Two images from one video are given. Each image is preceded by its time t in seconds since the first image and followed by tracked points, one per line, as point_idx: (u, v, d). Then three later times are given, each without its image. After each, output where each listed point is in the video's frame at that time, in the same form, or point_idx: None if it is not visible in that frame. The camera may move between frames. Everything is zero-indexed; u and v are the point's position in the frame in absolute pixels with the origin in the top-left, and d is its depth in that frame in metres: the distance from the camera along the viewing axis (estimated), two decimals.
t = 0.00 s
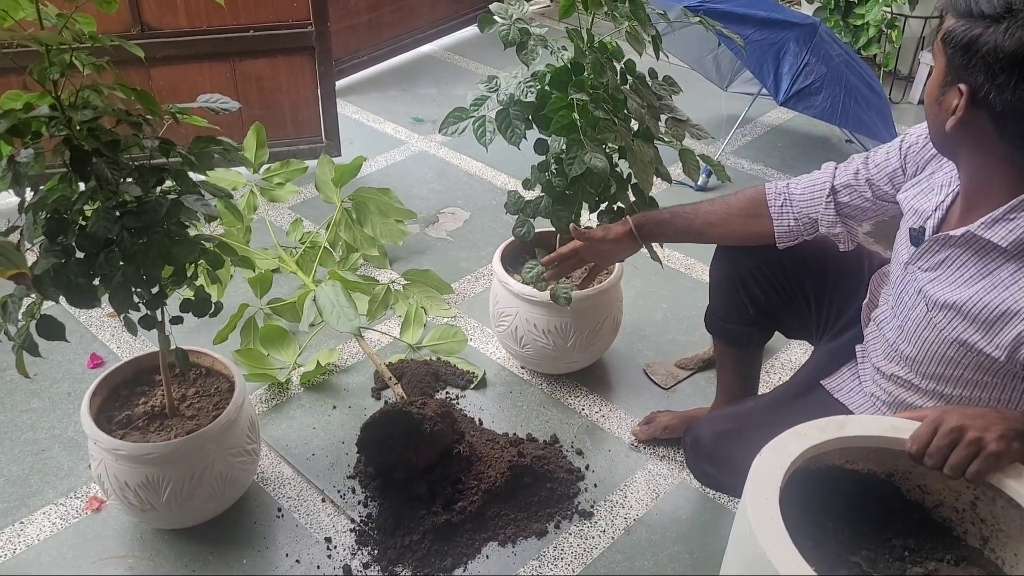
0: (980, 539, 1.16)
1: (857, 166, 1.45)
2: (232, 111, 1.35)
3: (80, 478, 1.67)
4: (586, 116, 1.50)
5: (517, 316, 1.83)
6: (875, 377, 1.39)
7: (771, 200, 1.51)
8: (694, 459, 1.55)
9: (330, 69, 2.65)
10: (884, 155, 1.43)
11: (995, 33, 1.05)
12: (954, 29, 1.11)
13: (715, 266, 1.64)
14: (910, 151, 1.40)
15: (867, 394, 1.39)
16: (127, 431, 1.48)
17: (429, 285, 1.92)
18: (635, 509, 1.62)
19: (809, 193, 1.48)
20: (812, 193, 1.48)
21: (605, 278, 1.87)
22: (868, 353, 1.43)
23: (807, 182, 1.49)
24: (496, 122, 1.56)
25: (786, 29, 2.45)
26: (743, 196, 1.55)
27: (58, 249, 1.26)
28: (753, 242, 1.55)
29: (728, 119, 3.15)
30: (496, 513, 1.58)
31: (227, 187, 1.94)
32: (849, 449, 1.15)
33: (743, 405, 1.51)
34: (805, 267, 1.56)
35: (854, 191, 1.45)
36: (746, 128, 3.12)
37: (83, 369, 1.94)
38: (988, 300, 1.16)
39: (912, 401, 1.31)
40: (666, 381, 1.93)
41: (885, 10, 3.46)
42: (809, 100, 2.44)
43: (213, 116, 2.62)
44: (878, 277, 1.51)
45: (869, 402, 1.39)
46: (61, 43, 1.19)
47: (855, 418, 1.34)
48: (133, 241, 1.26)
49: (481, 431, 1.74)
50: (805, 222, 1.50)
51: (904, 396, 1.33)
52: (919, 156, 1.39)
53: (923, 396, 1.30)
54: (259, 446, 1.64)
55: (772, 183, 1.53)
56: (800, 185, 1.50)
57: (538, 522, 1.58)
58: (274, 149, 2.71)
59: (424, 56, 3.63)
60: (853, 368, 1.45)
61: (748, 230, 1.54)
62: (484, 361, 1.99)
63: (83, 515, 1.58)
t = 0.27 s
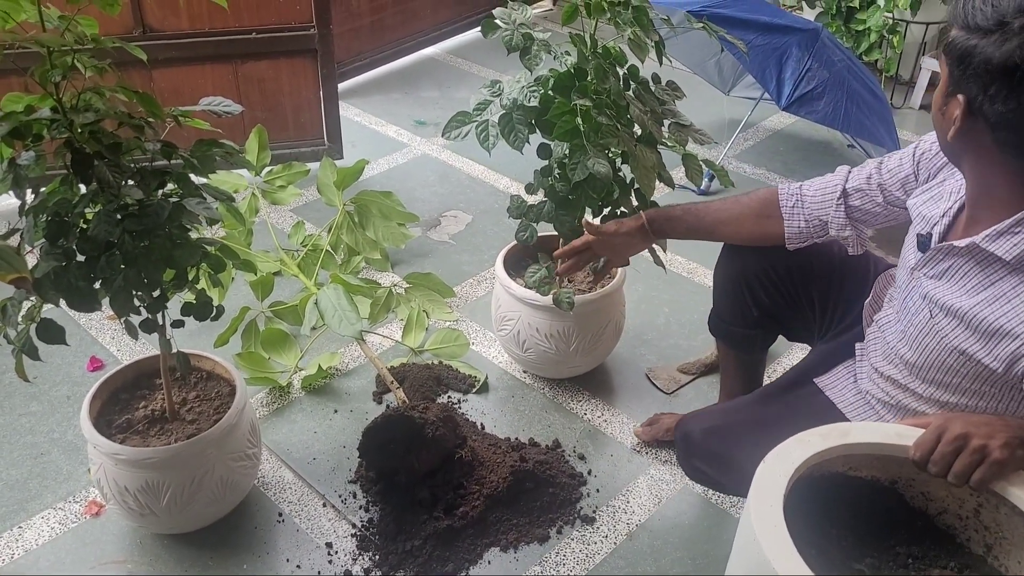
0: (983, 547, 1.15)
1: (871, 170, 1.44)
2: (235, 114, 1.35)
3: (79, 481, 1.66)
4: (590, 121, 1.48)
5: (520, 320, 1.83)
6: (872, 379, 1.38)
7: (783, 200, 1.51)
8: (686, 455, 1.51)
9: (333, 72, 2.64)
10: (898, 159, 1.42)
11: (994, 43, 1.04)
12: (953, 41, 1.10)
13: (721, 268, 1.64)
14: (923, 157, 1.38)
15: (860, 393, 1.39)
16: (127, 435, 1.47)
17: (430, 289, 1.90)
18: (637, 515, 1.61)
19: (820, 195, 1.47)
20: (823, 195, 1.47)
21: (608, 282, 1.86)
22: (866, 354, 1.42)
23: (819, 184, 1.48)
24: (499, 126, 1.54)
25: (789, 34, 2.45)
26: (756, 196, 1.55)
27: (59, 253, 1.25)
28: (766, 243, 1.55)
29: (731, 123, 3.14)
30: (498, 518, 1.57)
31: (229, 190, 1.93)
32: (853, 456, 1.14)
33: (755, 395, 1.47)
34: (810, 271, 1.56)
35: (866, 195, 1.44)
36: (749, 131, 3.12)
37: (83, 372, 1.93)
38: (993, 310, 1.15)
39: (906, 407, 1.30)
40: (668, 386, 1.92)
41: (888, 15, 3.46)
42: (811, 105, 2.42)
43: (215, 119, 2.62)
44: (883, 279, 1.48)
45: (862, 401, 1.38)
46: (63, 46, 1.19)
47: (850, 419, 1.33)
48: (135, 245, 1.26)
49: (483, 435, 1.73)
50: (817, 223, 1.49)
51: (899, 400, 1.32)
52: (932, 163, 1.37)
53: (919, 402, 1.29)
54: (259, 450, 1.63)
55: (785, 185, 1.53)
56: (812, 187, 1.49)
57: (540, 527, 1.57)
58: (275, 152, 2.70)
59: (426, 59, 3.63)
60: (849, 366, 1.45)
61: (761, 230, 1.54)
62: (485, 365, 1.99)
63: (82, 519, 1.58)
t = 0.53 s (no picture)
0: (991, 553, 1.15)
1: (876, 173, 1.45)
2: (243, 114, 1.35)
3: (85, 479, 1.66)
4: (596, 123, 1.48)
5: (525, 322, 1.83)
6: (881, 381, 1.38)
7: (788, 205, 1.51)
8: (690, 456, 1.51)
9: (340, 72, 2.65)
10: (902, 163, 1.44)
11: None
12: (1008, 61, 1.06)
13: (727, 273, 1.64)
14: (929, 160, 1.42)
15: (869, 396, 1.38)
16: (133, 433, 1.47)
17: (434, 289, 1.91)
18: (641, 518, 1.61)
19: (824, 200, 1.48)
20: (828, 199, 1.48)
21: (613, 284, 1.86)
22: (876, 359, 1.42)
23: (823, 189, 1.49)
24: (505, 127, 1.55)
25: (797, 37, 2.45)
26: (760, 201, 1.55)
27: (66, 251, 1.26)
28: (769, 249, 1.55)
29: (737, 125, 3.14)
30: (501, 520, 1.57)
31: (235, 189, 1.93)
32: (858, 462, 1.15)
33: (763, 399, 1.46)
34: (816, 277, 1.56)
35: (871, 198, 1.46)
36: (755, 134, 3.12)
37: (89, 370, 1.94)
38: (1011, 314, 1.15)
39: (917, 410, 1.31)
40: (673, 389, 1.92)
41: (896, 18, 3.46)
42: (819, 108, 2.41)
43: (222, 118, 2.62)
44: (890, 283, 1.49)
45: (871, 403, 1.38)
46: (72, 44, 1.19)
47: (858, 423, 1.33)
48: (142, 244, 1.26)
49: (488, 437, 1.73)
50: (823, 228, 1.49)
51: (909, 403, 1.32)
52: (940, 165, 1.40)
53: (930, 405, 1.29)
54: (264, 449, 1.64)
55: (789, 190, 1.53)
56: (816, 193, 1.50)
57: (544, 529, 1.57)
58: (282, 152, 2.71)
59: (433, 60, 3.63)
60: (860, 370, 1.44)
61: (765, 236, 1.54)
62: (490, 366, 1.99)
63: (87, 517, 1.58)
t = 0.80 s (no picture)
0: (994, 557, 1.14)
1: (876, 176, 1.45)
2: (250, 110, 1.35)
3: (89, 472, 1.67)
4: (603, 122, 1.49)
5: (529, 321, 1.83)
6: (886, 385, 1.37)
7: (789, 207, 1.49)
8: (698, 462, 1.52)
9: (346, 69, 2.65)
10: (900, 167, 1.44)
11: None
12: (1021, 64, 1.06)
13: (730, 277, 1.64)
14: (929, 166, 1.41)
15: (872, 401, 1.38)
16: (137, 427, 1.48)
17: (439, 287, 1.91)
18: (643, 517, 1.61)
19: (824, 202, 1.47)
20: (828, 202, 1.47)
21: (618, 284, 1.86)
22: (882, 365, 1.41)
23: (823, 192, 1.48)
24: (512, 125, 1.54)
25: (805, 37, 2.45)
26: (761, 203, 1.54)
27: (73, 244, 1.26)
28: (769, 252, 1.54)
29: (744, 126, 3.14)
30: (504, 518, 1.57)
31: (241, 185, 1.93)
32: (863, 463, 1.14)
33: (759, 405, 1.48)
34: (819, 281, 1.55)
35: (871, 201, 1.45)
36: (761, 135, 3.11)
37: (94, 363, 1.94)
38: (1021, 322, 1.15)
39: (924, 416, 1.30)
40: (676, 389, 1.92)
41: (903, 20, 3.45)
42: (825, 110, 2.41)
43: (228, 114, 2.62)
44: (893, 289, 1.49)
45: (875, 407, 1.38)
46: (81, 38, 1.19)
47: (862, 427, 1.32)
48: (149, 237, 1.26)
49: (491, 435, 1.73)
50: (821, 230, 1.48)
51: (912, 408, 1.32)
52: (941, 168, 1.39)
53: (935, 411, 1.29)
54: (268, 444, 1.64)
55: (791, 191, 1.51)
56: (816, 195, 1.48)
57: (546, 527, 1.57)
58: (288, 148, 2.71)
59: (439, 58, 3.63)
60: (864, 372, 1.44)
61: (762, 239, 1.53)
62: (494, 364, 1.99)
63: (91, 510, 1.58)
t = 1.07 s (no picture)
0: (1001, 562, 1.14)
1: (875, 184, 1.44)
2: (258, 107, 1.35)
3: (94, 468, 1.67)
4: (610, 122, 1.47)
5: (534, 321, 1.83)
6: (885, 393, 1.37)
7: (788, 215, 1.48)
8: (700, 464, 1.51)
9: (353, 68, 2.65)
10: (899, 176, 1.43)
11: None
12: None
13: (731, 280, 1.64)
14: (928, 175, 1.40)
15: (876, 405, 1.38)
16: (142, 424, 1.48)
17: (444, 286, 1.89)
18: (647, 518, 1.60)
19: (823, 210, 1.46)
20: (827, 209, 1.45)
21: (623, 284, 1.86)
22: (881, 370, 1.41)
23: (822, 200, 1.47)
24: (519, 125, 1.55)
25: (814, 39, 2.45)
26: (760, 209, 1.52)
27: (80, 241, 1.26)
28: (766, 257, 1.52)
29: (750, 128, 3.13)
30: (508, 518, 1.57)
31: (248, 182, 1.93)
32: (870, 466, 1.13)
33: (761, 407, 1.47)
34: (822, 285, 1.55)
35: (869, 210, 1.44)
36: (768, 136, 3.11)
37: (99, 360, 1.95)
38: None
39: (925, 424, 1.31)
40: (681, 390, 1.91)
41: (911, 23, 3.44)
42: (833, 112, 2.41)
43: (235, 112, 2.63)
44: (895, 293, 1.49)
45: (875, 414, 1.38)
46: (90, 34, 1.20)
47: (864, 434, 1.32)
48: (155, 234, 1.26)
49: (495, 435, 1.73)
50: (820, 238, 1.47)
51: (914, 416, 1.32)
52: (941, 177, 1.39)
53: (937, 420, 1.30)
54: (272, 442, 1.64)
55: (790, 198, 1.50)
56: (816, 202, 1.47)
57: (551, 528, 1.57)
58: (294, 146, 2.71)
59: (446, 57, 3.63)
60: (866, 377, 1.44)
61: (761, 244, 1.52)
62: (498, 364, 1.99)
63: (96, 506, 1.59)
